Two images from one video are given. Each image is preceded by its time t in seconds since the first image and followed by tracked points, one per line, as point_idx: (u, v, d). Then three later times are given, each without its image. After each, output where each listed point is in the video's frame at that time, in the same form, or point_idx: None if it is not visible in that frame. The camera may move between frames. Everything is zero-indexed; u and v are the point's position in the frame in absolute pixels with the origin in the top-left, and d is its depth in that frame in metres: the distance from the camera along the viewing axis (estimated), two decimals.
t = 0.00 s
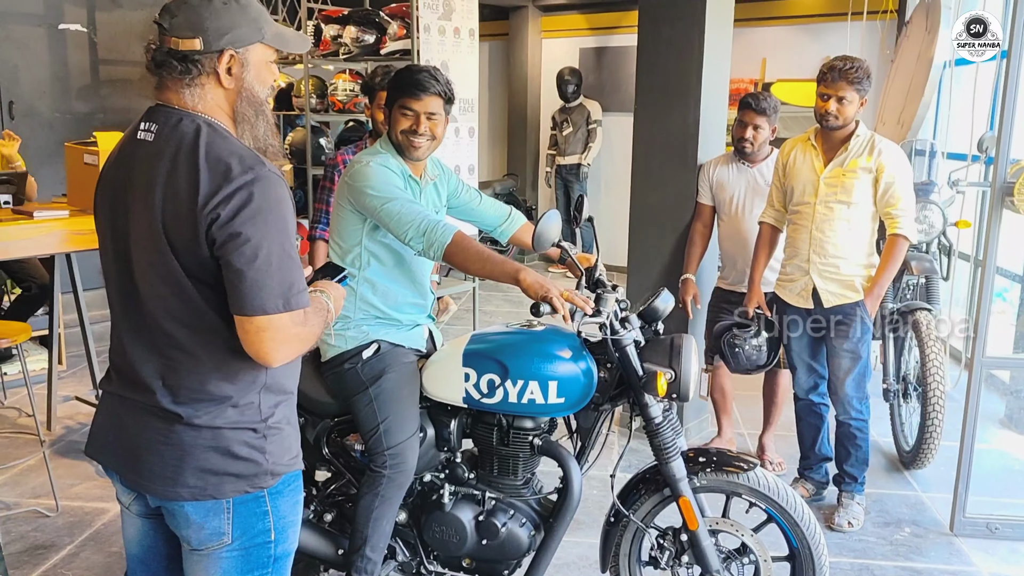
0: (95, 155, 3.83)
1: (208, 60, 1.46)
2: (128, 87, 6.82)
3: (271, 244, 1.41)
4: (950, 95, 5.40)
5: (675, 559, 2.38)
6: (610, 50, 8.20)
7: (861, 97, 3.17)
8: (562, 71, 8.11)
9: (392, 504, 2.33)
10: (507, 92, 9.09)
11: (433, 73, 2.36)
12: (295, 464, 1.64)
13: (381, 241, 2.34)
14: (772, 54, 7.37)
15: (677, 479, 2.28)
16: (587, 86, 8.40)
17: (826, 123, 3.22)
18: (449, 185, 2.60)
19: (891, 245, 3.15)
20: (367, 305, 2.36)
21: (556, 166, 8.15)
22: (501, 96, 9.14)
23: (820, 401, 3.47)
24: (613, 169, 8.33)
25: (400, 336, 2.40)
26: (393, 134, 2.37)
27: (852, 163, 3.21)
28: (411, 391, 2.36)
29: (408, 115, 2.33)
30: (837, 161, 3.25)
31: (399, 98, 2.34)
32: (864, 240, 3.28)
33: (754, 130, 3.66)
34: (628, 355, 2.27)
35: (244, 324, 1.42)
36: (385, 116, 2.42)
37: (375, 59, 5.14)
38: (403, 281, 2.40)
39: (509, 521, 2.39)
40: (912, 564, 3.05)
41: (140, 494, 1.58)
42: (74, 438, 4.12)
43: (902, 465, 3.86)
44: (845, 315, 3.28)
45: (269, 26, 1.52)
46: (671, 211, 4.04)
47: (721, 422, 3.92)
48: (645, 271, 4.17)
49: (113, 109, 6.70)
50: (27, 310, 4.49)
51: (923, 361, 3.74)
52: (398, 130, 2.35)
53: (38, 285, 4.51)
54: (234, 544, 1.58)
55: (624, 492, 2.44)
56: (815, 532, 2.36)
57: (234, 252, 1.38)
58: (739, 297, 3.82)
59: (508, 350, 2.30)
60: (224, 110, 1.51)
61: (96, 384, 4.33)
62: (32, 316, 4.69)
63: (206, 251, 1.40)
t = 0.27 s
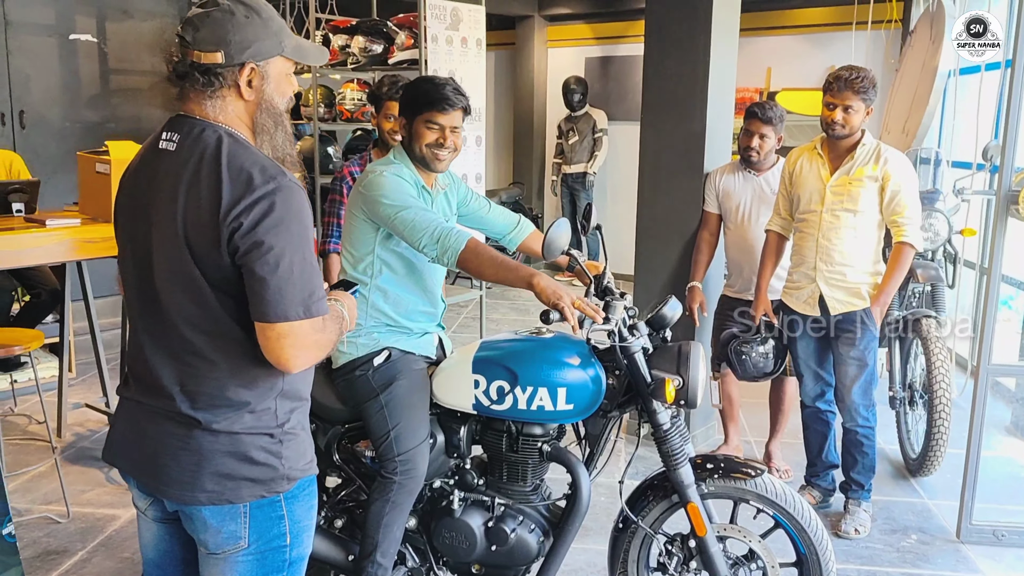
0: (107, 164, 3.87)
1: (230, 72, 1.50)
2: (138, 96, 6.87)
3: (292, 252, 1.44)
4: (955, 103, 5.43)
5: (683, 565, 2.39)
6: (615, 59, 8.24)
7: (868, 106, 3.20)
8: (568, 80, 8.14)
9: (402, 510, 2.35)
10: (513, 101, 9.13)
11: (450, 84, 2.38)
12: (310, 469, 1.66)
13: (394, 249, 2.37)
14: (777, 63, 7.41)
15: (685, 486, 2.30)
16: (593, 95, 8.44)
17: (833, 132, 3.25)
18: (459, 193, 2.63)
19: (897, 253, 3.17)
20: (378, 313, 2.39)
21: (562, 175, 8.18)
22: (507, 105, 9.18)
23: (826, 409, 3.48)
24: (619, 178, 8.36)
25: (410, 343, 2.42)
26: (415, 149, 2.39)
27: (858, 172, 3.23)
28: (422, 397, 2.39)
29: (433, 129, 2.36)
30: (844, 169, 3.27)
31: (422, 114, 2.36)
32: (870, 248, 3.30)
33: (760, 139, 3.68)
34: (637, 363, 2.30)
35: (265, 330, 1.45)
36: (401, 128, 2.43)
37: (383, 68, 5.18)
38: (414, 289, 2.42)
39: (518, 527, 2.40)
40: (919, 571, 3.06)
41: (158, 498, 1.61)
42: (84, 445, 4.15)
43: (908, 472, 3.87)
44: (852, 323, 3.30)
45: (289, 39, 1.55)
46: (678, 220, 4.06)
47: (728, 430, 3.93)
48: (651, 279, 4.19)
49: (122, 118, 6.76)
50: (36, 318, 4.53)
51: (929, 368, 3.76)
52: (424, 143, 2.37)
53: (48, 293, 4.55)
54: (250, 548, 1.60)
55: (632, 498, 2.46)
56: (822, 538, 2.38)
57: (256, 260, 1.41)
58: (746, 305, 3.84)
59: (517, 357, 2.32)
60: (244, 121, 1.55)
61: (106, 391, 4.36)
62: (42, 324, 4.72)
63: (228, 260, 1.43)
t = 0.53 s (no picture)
0: (112, 162, 3.90)
1: (233, 73, 1.53)
2: (141, 94, 6.89)
3: (301, 246, 1.47)
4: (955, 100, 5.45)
5: (684, 556, 2.42)
6: (616, 57, 8.26)
7: (868, 103, 3.22)
8: (569, 78, 8.17)
9: (407, 502, 2.37)
10: (514, 99, 9.16)
11: (463, 85, 2.36)
12: (318, 459, 1.69)
13: (400, 245, 2.40)
14: (777, 61, 7.43)
15: (686, 477, 2.33)
16: (594, 93, 8.46)
17: (833, 129, 3.27)
18: (463, 189, 2.65)
19: (897, 249, 3.19)
20: (383, 309, 2.41)
21: (564, 173, 8.20)
22: (508, 103, 9.21)
23: (827, 403, 3.50)
24: (620, 175, 8.38)
25: (414, 338, 2.45)
26: (430, 152, 2.41)
27: (858, 168, 3.26)
28: (427, 392, 2.41)
29: (450, 130, 2.37)
30: (844, 166, 3.29)
31: (437, 118, 2.36)
32: (870, 244, 3.33)
33: (761, 136, 3.70)
34: (638, 356, 2.32)
35: (274, 322, 1.48)
36: (414, 127, 2.43)
37: (385, 67, 5.21)
38: (419, 285, 2.45)
39: (522, 519, 2.43)
40: (918, 563, 3.09)
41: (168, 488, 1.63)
42: (89, 440, 4.18)
43: (908, 467, 3.89)
44: (852, 318, 3.32)
45: (292, 33, 1.56)
46: (679, 217, 4.09)
47: (729, 425, 3.96)
48: (653, 275, 4.21)
49: (125, 117, 6.80)
50: (41, 316, 4.56)
51: (928, 364, 3.78)
52: (442, 145, 2.38)
53: (53, 290, 4.58)
54: (259, 537, 1.63)
55: (634, 490, 2.48)
56: (822, 529, 2.40)
57: (266, 254, 1.44)
58: (746, 301, 3.86)
59: (520, 351, 2.35)
60: (251, 118, 1.57)
61: (111, 387, 4.39)
62: (47, 321, 4.75)
63: (238, 253, 1.46)
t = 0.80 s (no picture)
0: (105, 151, 3.90)
1: (222, 53, 1.53)
2: (133, 84, 6.88)
3: (289, 234, 1.48)
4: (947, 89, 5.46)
5: (674, 541, 2.45)
6: (610, 47, 8.25)
7: (858, 93, 3.23)
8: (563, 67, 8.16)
9: (400, 489, 2.39)
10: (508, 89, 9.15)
11: (461, 76, 2.35)
12: (310, 445, 1.71)
13: (395, 236, 2.40)
14: (771, 51, 7.44)
15: (676, 463, 2.35)
16: (588, 83, 8.46)
17: (824, 119, 3.28)
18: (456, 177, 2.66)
19: (887, 237, 3.21)
20: (377, 297, 2.42)
21: (558, 163, 8.21)
22: (502, 93, 9.20)
23: (818, 391, 3.53)
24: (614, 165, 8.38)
25: (407, 326, 2.46)
26: (432, 143, 2.39)
27: (849, 157, 3.28)
28: (419, 379, 2.42)
29: (452, 120, 2.36)
30: (835, 155, 3.31)
31: (438, 109, 2.34)
32: (861, 232, 3.34)
33: (753, 125, 3.72)
34: (629, 343, 2.33)
35: (261, 310, 1.49)
36: (412, 117, 2.40)
37: (378, 56, 5.21)
38: (413, 275, 2.46)
39: (513, 504, 2.46)
40: (907, 549, 3.12)
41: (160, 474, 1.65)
42: (83, 430, 4.19)
43: (898, 454, 3.92)
44: (843, 306, 3.34)
45: (281, 19, 1.57)
46: (672, 205, 4.10)
47: (721, 413, 3.98)
48: (645, 264, 4.23)
49: (117, 107, 6.79)
50: (35, 306, 4.57)
51: (919, 351, 3.80)
52: (443, 135, 2.37)
53: (47, 280, 4.58)
54: (252, 522, 1.64)
55: (625, 476, 2.51)
56: (810, 515, 2.43)
57: (254, 242, 1.45)
58: (738, 289, 3.88)
59: (512, 339, 2.36)
60: (239, 104, 1.58)
61: (105, 377, 4.40)
62: (41, 311, 4.76)
63: (227, 241, 1.47)
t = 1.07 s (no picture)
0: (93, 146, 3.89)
1: (185, 45, 1.52)
2: (124, 79, 6.86)
3: (256, 226, 1.48)
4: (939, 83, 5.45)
5: (659, 535, 2.46)
6: (603, 41, 8.24)
7: (846, 87, 3.23)
8: (557, 61, 8.15)
9: (384, 483, 2.39)
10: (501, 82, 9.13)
11: (444, 69, 2.36)
12: (286, 440, 1.71)
13: (378, 232, 2.40)
14: (764, 44, 7.42)
15: (661, 457, 2.35)
16: (581, 77, 8.45)
17: (812, 113, 3.28)
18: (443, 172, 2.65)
19: (875, 231, 3.20)
20: (361, 291, 2.42)
21: (551, 157, 8.20)
22: (495, 86, 9.18)
23: (806, 384, 3.53)
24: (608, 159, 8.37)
25: (393, 321, 2.45)
26: (418, 139, 2.37)
27: (837, 151, 3.28)
28: (404, 373, 2.42)
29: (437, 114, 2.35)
30: (823, 149, 3.31)
31: (422, 103, 2.33)
32: (849, 226, 3.34)
33: (743, 119, 3.72)
34: (614, 337, 2.33)
35: (230, 302, 1.48)
36: (398, 113, 2.39)
37: (368, 50, 5.21)
38: (398, 271, 2.46)
39: (498, 498, 2.46)
40: (895, 542, 3.12)
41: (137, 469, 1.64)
42: (73, 424, 4.19)
43: (888, 447, 3.93)
44: (831, 300, 3.34)
45: (247, 11, 1.55)
46: (661, 199, 4.10)
47: (710, 407, 3.99)
48: (635, 258, 4.23)
49: (108, 102, 6.77)
50: (25, 301, 4.56)
51: (908, 345, 3.80)
52: (429, 130, 2.36)
53: (36, 275, 4.58)
54: (228, 516, 1.64)
55: (610, 469, 2.50)
56: (795, 509, 2.43)
57: (221, 233, 1.45)
58: (728, 283, 3.88)
59: (497, 333, 2.35)
60: (207, 96, 1.57)
61: (95, 371, 4.39)
62: (30, 305, 4.75)
63: (195, 232, 1.47)
